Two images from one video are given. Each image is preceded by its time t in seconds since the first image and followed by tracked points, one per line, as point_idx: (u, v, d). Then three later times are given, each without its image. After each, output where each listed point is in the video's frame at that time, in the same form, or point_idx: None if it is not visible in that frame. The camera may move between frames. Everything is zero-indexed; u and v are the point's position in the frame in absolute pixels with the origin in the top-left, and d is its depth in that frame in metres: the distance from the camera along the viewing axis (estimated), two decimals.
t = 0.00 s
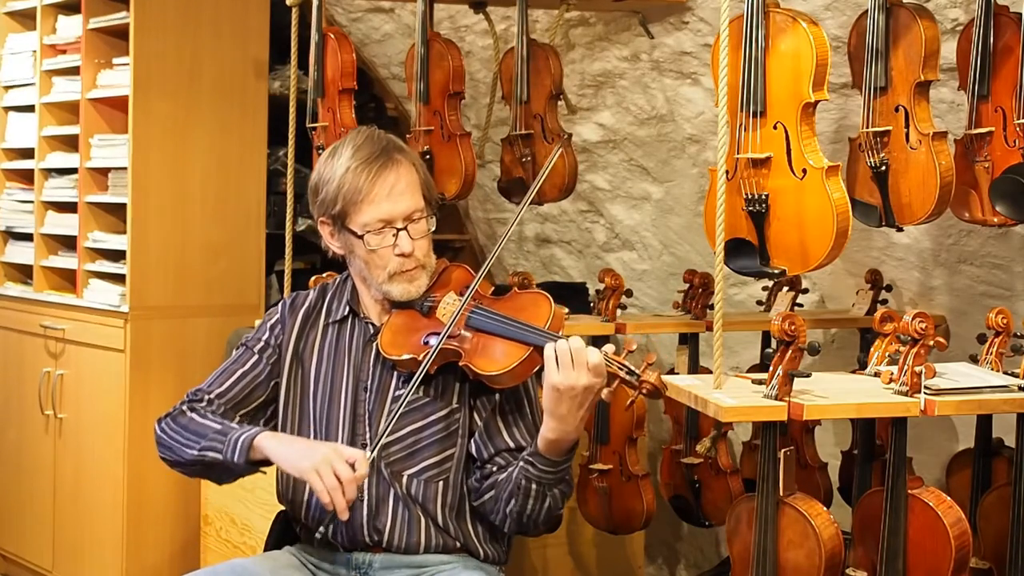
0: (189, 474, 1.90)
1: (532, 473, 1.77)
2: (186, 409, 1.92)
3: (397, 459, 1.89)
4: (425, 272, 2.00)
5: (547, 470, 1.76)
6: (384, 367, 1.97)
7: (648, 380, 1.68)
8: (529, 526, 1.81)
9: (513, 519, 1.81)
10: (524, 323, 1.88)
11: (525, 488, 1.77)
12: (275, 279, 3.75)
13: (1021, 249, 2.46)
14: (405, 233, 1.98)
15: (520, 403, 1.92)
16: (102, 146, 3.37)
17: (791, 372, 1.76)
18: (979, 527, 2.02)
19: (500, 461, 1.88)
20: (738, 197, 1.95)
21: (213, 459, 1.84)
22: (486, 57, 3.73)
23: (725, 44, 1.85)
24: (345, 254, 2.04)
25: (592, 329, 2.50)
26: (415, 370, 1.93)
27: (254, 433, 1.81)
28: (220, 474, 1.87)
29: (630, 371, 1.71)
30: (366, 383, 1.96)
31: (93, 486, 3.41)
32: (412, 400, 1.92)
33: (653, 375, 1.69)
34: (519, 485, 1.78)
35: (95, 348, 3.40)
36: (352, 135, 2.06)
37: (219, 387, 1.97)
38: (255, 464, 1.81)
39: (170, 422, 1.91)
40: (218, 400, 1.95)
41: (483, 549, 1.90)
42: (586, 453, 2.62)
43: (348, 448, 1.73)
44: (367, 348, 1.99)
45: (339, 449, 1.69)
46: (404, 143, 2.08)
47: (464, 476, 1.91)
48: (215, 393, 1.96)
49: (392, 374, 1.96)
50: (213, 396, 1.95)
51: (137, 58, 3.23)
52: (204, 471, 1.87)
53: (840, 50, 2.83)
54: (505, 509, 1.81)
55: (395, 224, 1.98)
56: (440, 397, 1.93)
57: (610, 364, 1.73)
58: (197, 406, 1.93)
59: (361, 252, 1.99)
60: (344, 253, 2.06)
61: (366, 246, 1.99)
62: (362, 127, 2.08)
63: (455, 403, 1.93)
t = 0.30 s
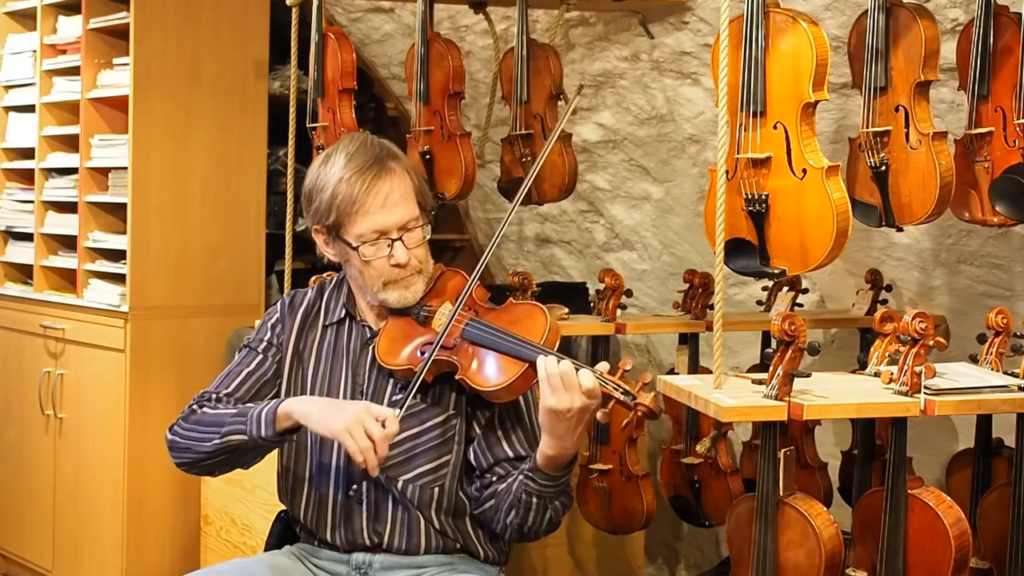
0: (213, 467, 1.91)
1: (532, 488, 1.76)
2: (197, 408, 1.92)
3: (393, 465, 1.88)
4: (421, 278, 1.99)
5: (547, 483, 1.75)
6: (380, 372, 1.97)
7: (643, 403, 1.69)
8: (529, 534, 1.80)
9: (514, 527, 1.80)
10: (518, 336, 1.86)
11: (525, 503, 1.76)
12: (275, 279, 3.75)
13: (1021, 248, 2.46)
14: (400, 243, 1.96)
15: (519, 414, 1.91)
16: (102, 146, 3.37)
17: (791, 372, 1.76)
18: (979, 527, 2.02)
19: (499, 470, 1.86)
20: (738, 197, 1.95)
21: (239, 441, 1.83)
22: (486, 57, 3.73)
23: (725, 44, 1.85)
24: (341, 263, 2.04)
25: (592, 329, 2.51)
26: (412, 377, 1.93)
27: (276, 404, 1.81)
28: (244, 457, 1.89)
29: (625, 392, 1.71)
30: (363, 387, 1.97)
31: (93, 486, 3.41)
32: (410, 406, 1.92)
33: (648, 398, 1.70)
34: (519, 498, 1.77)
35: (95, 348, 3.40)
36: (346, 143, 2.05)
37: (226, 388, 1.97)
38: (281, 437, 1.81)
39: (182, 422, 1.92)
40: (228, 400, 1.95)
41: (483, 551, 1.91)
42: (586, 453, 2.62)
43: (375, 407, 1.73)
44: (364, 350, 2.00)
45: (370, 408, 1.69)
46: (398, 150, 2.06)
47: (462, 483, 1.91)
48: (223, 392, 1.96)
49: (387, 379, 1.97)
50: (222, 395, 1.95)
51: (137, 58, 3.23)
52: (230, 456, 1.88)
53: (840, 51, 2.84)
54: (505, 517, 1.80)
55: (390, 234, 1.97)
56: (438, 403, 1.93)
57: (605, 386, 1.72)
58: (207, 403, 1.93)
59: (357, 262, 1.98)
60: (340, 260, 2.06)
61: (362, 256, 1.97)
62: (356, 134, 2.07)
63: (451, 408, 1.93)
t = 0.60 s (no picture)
0: (218, 471, 1.90)
1: (525, 485, 1.77)
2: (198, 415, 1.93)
3: (388, 465, 1.87)
4: (410, 280, 1.99)
5: (540, 481, 1.76)
6: (374, 374, 1.98)
7: (632, 401, 1.66)
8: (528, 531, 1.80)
9: (512, 526, 1.80)
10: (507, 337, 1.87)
11: (520, 500, 1.77)
12: (275, 279, 3.75)
13: (1021, 249, 2.46)
14: (386, 248, 1.96)
15: (513, 415, 1.89)
16: (102, 145, 3.37)
17: (791, 372, 1.76)
18: (979, 527, 2.02)
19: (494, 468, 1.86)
20: (738, 197, 1.95)
21: (241, 437, 1.84)
22: (486, 57, 3.73)
23: (725, 44, 1.85)
24: (329, 268, 2.03)
25: (591, 329, 2.51)
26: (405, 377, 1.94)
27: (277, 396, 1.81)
28: (252, 454, 1.87)
29: (613, 390, 1.68)
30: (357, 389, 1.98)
31: (93, 486, 3.41)
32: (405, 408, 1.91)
33: (637, 396, 1.67)
34: (514, 496, 1.78)
35: (95, 348, 3.40)
36: (328, 149, 2.03)
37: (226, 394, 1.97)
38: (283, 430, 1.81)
39: (184, 429, 1.92)
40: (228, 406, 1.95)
41: (483, 549, 1.90)
42: (586, 453, 2.62)
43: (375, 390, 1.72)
44: (356, 354, 1.99)
45: (370, 392, 1.69)
46: (381, 154, 2.05)
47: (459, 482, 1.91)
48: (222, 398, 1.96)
49: (381, 382, 1.97)
50: (223, 401, 1.96)
51: (137, 58, 3.23)
52: (232, 456, 1.87)
53: (840, 50, 2.84)
54: (502, 514, 1.80)
55: (375, 239, 1.97)
56: (431, 404, 1.93)
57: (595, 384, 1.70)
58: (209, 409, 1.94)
59: (344, 268, 1.98)
60: (328, 266, 2.05)
61: (349, 262, 1.98)
62: (339, 140, 2.06)
63: (445, 408, 1.93)
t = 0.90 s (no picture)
0: (203, 495, 1.91)
1: (517, 462, 1.78)
2: (185, 435, 1.93)
3: (387, 458, 1.90)
4: (397, 271, 2.00)
5: (531, 458, 1.77)
6: (369, 370, 1.97)
7: (618, 362, 1.64)
8: (528, 515, 1.80)
9: (511, 509, 1.81)
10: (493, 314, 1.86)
11: (512, 477, 1.78)
12: (275, 279, 3.75)
13: (1022, 249, 2.46)
14: (372, 238, 1.97)
15: (504, 392, 1.92)
16: (102, 145, 3.37)
17: (791, 372, 1.76)
18: (979, 527, 2.02)
19: (490, 453, 1.88)
20: (738, 197, 1.95)
21: (214, 468, 1.85)
22: (486, 57, 3.73)
23: (725, 44, 1.85)
24: (318, 264, 2.04)
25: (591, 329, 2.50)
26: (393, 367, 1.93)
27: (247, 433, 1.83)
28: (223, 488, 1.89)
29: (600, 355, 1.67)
30: (353, 387, 1.97)
31: (93, 486, 3.41)
32: (400, 401, 1.93)
33: (623, 356, 1.65)
34: (507, 474, 1.79)
35: (95, 348, 3.40)
36: (312, 145, 2.05)
37: (215, 411, 1.97)
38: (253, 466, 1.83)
39: (171, 450, 1.92)
40: (217, 424, 1.95)
41: (483, 544, 1.90)
42: (586, 453, 2.62)
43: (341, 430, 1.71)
44: (350, 352, 1.99)
45: (331, 432, 1.68)
46: (364, 148, 2.07)
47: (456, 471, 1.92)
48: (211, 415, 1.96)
49: (376, 377, 1.97)
50: (210, 420, 1.95)
51: (137, 58, 3.23)
52: (208, 485, 1.88)
53: (840, 50, 2.84)
54: (499, 499, 1.81)
55: (361, 230, 1.98)
56: (427, 394, 1.94)
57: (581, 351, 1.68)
58: (195, 430, 1.93)
59: (331, 261, 1.98)
60: (317, 262, 2.06)
61: (336, 254, 1.98)
62: (323, 137, 2.07)
63: (441, 398, 1.94)
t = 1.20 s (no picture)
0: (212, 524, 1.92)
1: (516, 438, 1.77)
2: (195, 465, 1.94)
3: (390, 448, 1.90)
4: (401, 259, 2.00)
5: (529, 433, 1.77)
6: (372, 360, 1.97)
7: (618, 327, 1.67)
8: (528, 497, 1.80)
9: (512, 492, 1.80)
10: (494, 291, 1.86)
11: (512, 454, 1.77)
12: (275, 279, 3.75)
13: (1021, 249, 2.46)
14: (377, 222, 1.99)
15: (503, 373, 1.93)
16: (102, 145, 3.37)
17: (791, 372, 1.76)
18: (979, 527, 2.02)
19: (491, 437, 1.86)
20: (738, 197, 1.95)
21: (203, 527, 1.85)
22: (486, 57, 3.73)
23: (725, 45, 1.85)
24: (323, 251, 2.06)
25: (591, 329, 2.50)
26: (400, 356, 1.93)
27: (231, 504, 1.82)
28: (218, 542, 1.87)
29: (601, 322, 1.70)
30: (357, 380, 1.96)
31: (93, 486, 3.41)
32: (403, 390, 1.93)
33: (622, 321, 1.68)
34: (506, 452, 1.78)
35: (95, 349, 3.40)
36: (322, 136, 2.09)
37: (222, 429, 1.98)
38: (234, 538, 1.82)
39: (183, 480, 1.93)
40: (224, 444, 1.97)
41: (483, 539, 1.91)
42: (586, 453, 2.62)
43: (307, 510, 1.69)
44: (354, 348, 1.99)
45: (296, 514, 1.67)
46: (373, 140, 2.10)
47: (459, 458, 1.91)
48: (218, 436, 1.98)
49: (380, 368, 1.96)
50: (219, 441, 1.97)
51: (137, 57, 3.23)
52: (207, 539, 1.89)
53: (840, 50, 2.84)
54: (499, 482, 1.81)
55: (366, 214, 2.00)
56: (430, 382, 1.94)
57: (582, 320, 1.71)
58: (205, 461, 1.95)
59: (337, 245, 2.00)
60: (323, 251, 2.07)
61: (341, 237, 2.00)
62: (332, 129, 2.11)
63: (443, 387, 1.94)
